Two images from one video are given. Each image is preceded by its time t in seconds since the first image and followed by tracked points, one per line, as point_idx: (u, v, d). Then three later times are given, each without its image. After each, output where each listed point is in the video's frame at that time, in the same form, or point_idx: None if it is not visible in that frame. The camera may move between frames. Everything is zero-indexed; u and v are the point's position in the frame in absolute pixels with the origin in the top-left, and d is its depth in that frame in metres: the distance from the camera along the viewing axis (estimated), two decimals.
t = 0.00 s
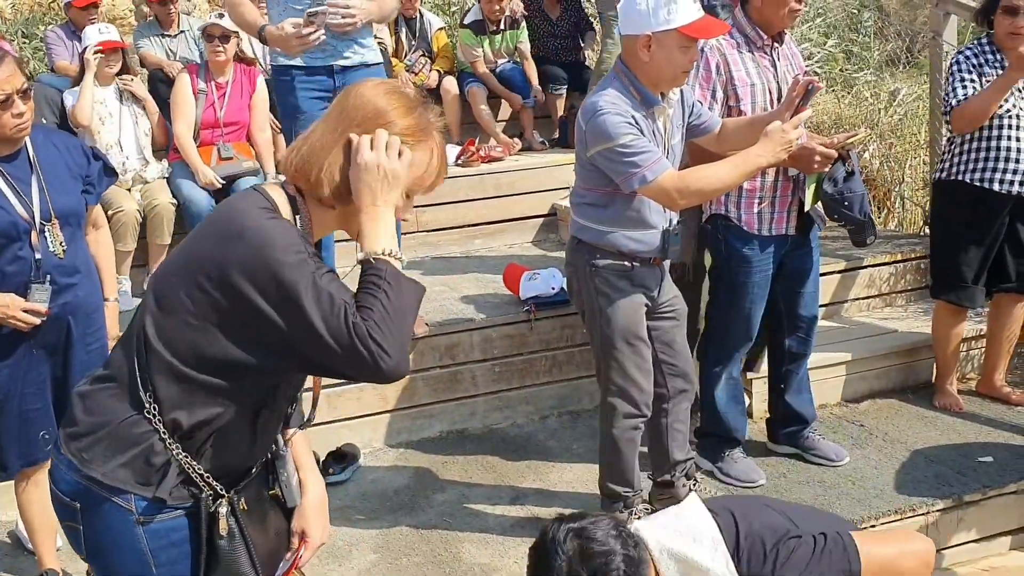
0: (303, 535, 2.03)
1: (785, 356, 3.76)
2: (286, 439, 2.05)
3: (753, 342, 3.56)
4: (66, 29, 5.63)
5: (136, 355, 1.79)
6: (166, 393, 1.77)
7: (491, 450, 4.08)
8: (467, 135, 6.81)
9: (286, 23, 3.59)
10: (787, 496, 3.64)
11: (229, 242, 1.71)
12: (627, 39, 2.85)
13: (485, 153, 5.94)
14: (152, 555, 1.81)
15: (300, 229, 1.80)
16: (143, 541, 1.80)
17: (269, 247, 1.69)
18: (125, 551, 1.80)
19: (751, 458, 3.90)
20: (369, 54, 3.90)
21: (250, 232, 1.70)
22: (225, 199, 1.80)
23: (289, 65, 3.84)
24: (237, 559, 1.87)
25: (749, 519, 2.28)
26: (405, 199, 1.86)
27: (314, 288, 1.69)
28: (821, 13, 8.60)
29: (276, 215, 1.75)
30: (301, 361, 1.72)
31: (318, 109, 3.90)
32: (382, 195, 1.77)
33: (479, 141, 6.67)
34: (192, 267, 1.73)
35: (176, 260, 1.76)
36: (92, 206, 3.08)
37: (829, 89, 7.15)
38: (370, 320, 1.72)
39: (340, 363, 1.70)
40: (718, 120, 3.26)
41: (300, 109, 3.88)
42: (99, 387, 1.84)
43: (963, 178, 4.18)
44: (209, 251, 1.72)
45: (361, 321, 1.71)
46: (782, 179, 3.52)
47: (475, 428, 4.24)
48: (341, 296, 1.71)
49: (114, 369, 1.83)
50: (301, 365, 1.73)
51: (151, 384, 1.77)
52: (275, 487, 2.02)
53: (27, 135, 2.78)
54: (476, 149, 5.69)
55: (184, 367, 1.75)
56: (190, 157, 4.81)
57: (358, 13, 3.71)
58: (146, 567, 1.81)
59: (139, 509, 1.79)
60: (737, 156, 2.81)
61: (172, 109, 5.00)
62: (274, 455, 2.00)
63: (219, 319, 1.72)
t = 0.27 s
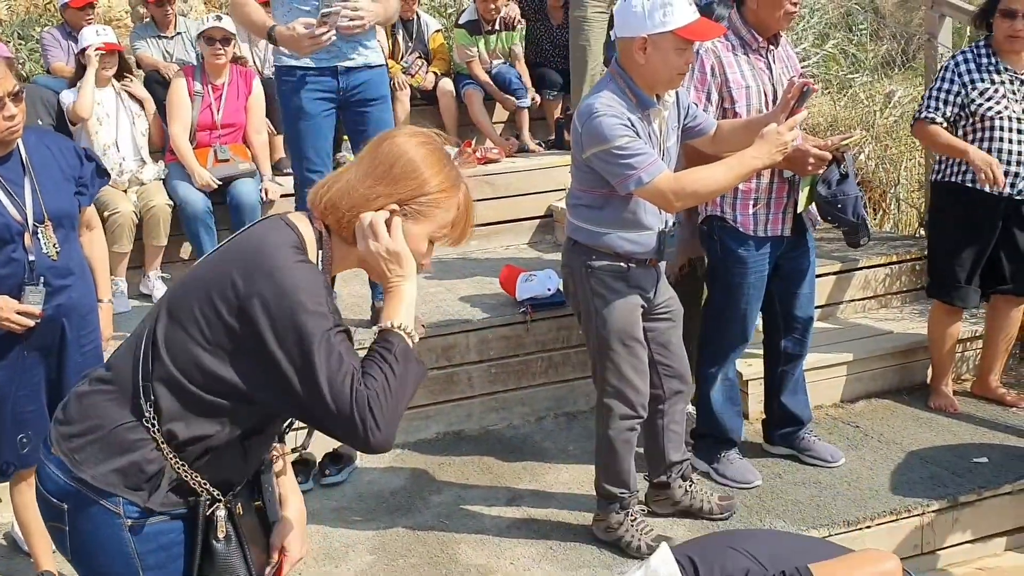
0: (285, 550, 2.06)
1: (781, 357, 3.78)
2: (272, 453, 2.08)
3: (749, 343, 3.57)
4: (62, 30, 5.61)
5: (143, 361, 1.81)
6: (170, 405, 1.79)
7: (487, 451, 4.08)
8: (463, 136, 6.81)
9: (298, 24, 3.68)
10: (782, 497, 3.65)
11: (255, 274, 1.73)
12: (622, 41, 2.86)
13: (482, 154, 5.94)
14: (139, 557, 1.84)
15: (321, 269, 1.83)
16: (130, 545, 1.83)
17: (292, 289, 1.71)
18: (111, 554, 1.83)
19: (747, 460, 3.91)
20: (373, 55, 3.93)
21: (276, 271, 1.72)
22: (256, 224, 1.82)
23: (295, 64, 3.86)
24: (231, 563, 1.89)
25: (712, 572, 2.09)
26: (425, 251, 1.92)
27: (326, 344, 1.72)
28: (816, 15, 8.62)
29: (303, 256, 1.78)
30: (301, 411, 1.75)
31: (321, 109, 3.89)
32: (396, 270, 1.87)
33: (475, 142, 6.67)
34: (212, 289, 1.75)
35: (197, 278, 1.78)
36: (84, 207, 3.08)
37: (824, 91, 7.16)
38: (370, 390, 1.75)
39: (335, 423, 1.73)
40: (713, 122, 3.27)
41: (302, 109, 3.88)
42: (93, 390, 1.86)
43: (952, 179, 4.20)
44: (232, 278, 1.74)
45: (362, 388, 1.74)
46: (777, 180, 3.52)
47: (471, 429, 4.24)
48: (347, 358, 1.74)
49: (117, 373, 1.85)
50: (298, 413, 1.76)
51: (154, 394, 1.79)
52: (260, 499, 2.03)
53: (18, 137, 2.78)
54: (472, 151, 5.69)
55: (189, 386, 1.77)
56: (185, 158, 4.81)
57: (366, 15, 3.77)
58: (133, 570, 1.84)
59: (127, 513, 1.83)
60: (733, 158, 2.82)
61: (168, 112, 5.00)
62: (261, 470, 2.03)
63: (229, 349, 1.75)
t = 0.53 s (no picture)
0: (279, 535, 2.06)
1: (775, 345, 3.78)
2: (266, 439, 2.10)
3: (744, 331, 3.57)
4: (56, 18, 5.60)
5: (139, 343, 1.80)
6: (167, 388, 1.79)
7: (482, 439, 4.08)
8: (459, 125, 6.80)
9: (301, 11, 3.63)
10: (777, 484, 3.65)
11: (255, 264, 1.73)
12: (617, 27, 2.85)
13: (478, 143, 5.91)
14: (133, 540, 1.84)
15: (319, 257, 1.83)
16: (124, 528, 1.83)
17: (292, 281, 1.71)
18: (105, 537, 1.83)
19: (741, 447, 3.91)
20: (372, 41, 3.93)
21: (276, 261, 1.72)
22: (257, 211, 1.81)
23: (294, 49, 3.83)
24: (226, 547, 1.88)
25: (690, 566, 2.15)
26: (425, 232, 1.90)
27: (324, 337, 1.73)
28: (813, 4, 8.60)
29: (304, 247, 1.78)
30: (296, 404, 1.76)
31: (320, 97, 3.88)
32: (393, 268, 1.88)
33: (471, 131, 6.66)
34: (211, 275, 1.75)
35: (196, 264, 1.77)
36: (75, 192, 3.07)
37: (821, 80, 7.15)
38: (365, 386, 1.76)
39: (329, 417, 1.74)
40: (709, 108, 3.27)
41: (300, 96, 3.86)
42: (89, 373, 1.86)
43: (958, 166, 4.21)
44: (232, 265, 1.74)
45: (357, 383, 1.75)
46: (772, 168, 3.52)
47: (466, 418, 4.24)
48: (343, 353, 1.75)
49: (113, 356, 1.84)
50: (294, 404, 1.77)
51: (151, 377, 1.79)
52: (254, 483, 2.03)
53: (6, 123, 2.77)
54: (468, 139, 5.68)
55: (186, 372, 1.77)
56: (180, 147, 4.81)
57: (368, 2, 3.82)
58: (126, 554, 1.84)
59: (121, 496, 1.82)
60: (728, 144, 2.82)
61: (162, 100, 4.99)
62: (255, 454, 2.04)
63: (226, 337, 1.75)
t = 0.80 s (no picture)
0: (280, 531, 2.06)
1: (773, 343, 3.77)
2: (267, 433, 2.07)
3: (741, 329, 3.56)
4: (52, 15, 5.57)
5: (134, 338, 1.80)
6: (163, 382, 1.78)
7: (479, 438, 4.08)
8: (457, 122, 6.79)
9: (303, 7, 3.62)
10: (774, 483, 3.64)
11: (247, 255, 1.71)
12: (613, 25, 2.84)
13: (475, 140, 5.90)
14: (133, 539, 1.83)
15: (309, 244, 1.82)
16: (124, 526, 1.82)
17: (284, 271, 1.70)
18: (106, 535, 1.82)
19: (738, 445, 3.91)
20: (371, 39, 3.94)
21: (270, 252, 1.71)
22: (246, 202, 1.80)
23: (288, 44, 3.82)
24: (225, 547, 1.87)
25: (689, 558, 2.08)
26: (412, 194, 1.88)
27: (317, 327, 1.72)
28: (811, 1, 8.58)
29: (296, 237, 1.77)
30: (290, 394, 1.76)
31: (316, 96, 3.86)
32: (387, 260, 1.88)
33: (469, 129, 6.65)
34: (203, 268, 1.74)
35: (188, 257, 1.76)
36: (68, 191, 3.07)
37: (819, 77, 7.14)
38: (359, 375, 1.76)
39: (322, 408, 1.74)
40: (705, 106, 3.26)
41: (299, 94, 3.85)
42: (88, 369, 1.85)
43: (960, 163, 4.21)
44: (224, 257, 1.73)
45: (351, 372, 1.75)
46: (768, 166, 3.52)
47: (463, 416, 4.23)
48: (338, 342, 1.75)
49: (109, 353, 1.84)
50: (290, 395, 1.77)
51: (146, 373, 1.78)
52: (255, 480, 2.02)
53: None
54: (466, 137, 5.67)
55: (181, 366, 1.76)
56: (175, 145, 4.82)
57: None
58: (127, 553, 1.83)
59: (121, 494, 1.81)
60: (724, 141, 2.81)
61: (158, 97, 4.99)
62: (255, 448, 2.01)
63: (220, 329, 1.74)
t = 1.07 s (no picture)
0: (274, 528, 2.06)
1: (769, 340, 3.78)
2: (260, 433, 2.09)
3: (738, 326, 3.58)
4: (51, 13, 5.55)
5: (129, 337, 1.81)
6: (156, 384, 1.79)
7: (477, 435, 4.08)
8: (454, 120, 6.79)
9: (300, 5, 3.61)
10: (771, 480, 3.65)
11: (244, 261, 1.72)
12: (609, 22, 2.85)
13: (473, 138, 5.90)
14: (128, 538, 1.84)
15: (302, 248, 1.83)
16: (119, 525, 1.83)
17: (278, 282, 1.70)
18: (100, 535, 1.83)
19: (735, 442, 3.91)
20: (367, 36, 3.96)
21: (266, 263, 1.71)
22: (246, 205, 1.80)
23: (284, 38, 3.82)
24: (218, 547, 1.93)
25: (706, 499, 2.16)
26: (405, 194, 1.88)
27: (299, 344, 1.72)
28: None
29: (296, 246, 1.77)
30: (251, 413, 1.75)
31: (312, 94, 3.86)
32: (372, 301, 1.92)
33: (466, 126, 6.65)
34: (199, 272, 1.74)
35: (186, 257, 1.77)
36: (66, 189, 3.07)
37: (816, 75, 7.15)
38: (324, 402, 1.76)
39: (282, 431, 1.73)
40: (702, 104, 3.26)
41: (296, 92, 3.86)
42: (82, 368, 1.86)
43: (960, 160, 4.21)
44: (222, 261, 1.73)
45: (317, 398, 1.75)
46: (765, 163, 3.52)
47: (461, 413, 4.24)
48: (311, 365, 1.74)
49: (101, 353, 1.84)
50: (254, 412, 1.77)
51: (140, 374, 1.79)
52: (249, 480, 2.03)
53: None
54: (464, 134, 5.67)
55: (169, 363, 1.77)
56: (173, 142, 4.82)
57: None
58: (122, 551, 1.84)
59: (116, 493, 1.82)
60: (720, 139, 2.82)
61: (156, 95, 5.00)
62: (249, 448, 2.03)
63: (210, 336, 1.75)
